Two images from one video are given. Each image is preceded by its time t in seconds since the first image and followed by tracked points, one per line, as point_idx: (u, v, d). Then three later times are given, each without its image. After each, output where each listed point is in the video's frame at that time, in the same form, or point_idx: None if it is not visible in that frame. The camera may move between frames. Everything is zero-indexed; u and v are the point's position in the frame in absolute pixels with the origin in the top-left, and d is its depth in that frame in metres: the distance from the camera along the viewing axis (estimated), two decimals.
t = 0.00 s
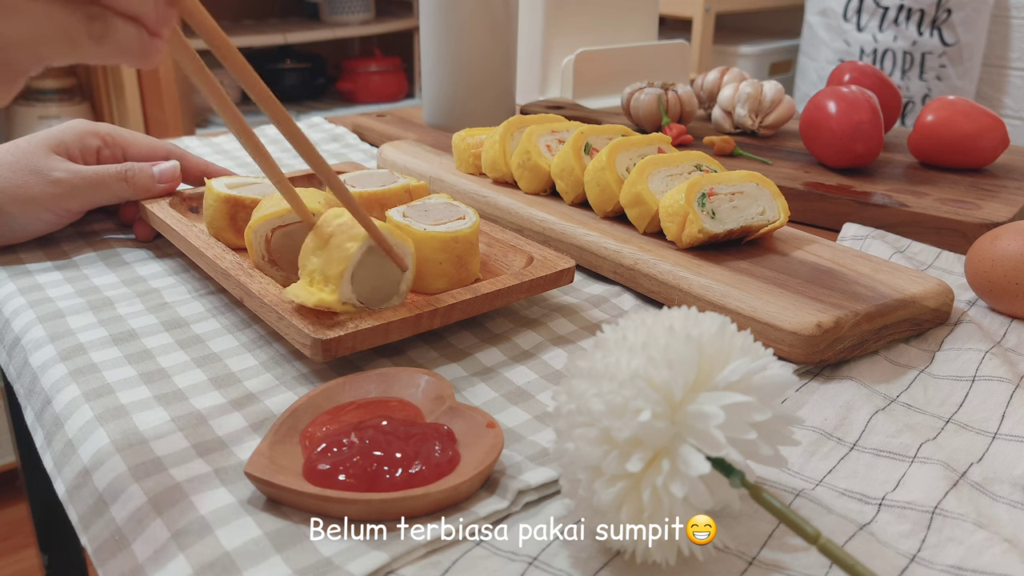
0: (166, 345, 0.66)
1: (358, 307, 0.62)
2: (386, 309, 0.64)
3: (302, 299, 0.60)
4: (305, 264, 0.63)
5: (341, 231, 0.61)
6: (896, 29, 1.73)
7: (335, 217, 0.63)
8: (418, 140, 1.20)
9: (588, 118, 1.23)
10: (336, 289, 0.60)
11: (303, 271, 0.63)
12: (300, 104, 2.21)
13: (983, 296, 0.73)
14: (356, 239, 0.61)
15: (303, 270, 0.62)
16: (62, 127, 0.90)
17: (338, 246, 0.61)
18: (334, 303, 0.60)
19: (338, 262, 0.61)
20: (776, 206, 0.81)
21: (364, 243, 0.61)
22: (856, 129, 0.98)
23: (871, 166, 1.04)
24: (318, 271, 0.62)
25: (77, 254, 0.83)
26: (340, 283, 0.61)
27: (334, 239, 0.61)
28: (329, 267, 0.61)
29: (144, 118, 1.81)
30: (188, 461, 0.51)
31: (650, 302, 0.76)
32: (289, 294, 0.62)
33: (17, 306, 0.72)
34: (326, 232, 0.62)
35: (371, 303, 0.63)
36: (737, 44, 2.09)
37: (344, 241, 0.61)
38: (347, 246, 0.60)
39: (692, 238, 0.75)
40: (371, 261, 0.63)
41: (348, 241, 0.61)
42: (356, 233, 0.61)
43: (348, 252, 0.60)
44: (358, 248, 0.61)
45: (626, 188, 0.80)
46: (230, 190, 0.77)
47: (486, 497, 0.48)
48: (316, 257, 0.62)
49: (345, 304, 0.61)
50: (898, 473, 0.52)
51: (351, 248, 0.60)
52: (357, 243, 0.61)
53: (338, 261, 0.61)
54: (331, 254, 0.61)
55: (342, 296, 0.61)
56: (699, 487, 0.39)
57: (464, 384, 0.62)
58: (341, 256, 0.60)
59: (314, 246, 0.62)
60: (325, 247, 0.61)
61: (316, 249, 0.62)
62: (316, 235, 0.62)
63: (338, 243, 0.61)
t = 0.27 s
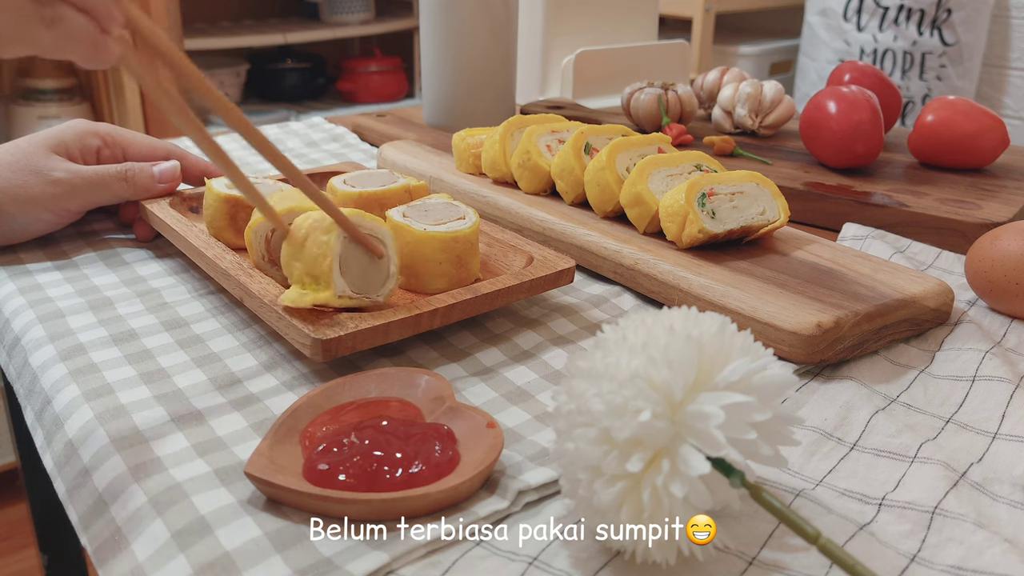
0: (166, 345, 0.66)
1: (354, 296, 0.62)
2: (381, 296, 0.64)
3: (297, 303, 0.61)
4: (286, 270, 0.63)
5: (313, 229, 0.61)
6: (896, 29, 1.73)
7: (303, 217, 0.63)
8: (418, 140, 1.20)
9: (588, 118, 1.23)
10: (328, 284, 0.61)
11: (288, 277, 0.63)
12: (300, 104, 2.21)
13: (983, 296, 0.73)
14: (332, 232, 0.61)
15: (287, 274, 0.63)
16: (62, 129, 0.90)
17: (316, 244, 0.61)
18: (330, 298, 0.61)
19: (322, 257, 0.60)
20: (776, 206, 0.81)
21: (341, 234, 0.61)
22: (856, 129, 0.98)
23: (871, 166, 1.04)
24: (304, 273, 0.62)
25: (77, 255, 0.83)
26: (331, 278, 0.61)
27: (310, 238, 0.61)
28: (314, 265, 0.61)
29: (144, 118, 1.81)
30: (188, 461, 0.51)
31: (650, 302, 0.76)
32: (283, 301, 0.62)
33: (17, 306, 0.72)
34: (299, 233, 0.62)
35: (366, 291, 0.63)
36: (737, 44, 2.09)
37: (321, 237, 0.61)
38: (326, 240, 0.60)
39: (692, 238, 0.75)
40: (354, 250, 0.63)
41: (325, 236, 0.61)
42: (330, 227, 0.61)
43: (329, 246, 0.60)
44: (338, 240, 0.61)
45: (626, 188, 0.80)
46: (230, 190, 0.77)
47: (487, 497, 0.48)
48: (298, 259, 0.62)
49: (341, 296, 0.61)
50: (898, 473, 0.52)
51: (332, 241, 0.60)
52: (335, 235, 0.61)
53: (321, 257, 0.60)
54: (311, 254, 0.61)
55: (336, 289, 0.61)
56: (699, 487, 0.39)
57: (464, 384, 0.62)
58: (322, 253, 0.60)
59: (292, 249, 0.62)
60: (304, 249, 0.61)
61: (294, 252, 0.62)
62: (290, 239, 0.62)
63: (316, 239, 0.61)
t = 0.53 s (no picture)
0: (166, 345, 0.66)
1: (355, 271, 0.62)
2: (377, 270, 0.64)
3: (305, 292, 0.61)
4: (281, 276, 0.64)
5: (295, 225, 0.62)
6: (896, 29, 1.73)
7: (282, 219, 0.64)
8: (418, 140, 1.20)
9: (588, 118, 1.23)
10: (328, 263, 0.61)
11: (287, 279, 0.63)
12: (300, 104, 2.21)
13: (983, 296, 0.73)
14: (314, 217, 0.62)
15: (283, 274, 0.63)
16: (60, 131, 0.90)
17: (303, 234, 0.62)
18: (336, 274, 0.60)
19: (313, 240, 0.61)
20: (776, 206, 0.81)
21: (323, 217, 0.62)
22: (856, 129, 0.98)
23: (871, 166, 1.04)
24: (301, 267, 0.62)
25: (77, 254, 0.83)
26: (328, 256, 0.61)
27: (295, 232, 0.62)
28: (307, 254, 0.61)
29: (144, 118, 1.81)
30: (189, 461, 0.51)
31: (650, 302, 0.76)
32: (290, 295, 0.62)
33: (17, 306, 0.72)
34: (285, 232, 0.63)
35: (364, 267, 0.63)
36: (737, 44, 2.09)
37: (304, 225, 0.62)
38: (311, 225, 0.61)
39: (692, 238, 0.75)
40: (340, 234, 0.64)
41: (308, 224, 0.62)
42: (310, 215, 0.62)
43: (317, 229, 0.61)
44: (322, 224, 0.62)
45: (626, 188, 0.80)
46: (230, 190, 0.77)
47: (487, 497, 0.48)
48: (290, 256, 0.62)
49: (344, 272, 0.61)
50: (898, 473, 0.52)
51: (317, 224, 0.61)
52: (318, 219, 0.62)
53: (312, 240, 0.61)
54: (301, 245, 0.62)
55: (337, 266, 0.61)
56: (699, 487, 0.39)
57: (464, 384, 0.62)
58: (311, 238, 0.61)
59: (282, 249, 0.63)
60: (294, 245, 0.62)
61: (285, 252, 0.63)
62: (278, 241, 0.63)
63: (302, 228, 0.62)
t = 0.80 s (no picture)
0: (166, 345, 0.66)
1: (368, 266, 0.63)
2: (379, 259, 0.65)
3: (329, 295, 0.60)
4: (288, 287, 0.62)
5: (293, 235, 0.61)
6: (896, 29, 1.73)
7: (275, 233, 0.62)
8: (418, 140, 1.20)
9: (588, 118, 1.23)
10: (343, 263, 0.61)
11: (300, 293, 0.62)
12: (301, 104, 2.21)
13: (983, 296, 0.73)
14: (310, 223, 0.61)
15: (298, 286, 0.62)
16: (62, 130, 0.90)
17: (306, 243, 0.61)
18: (359, 271, 0.60)
19: (320, 245, 0.60)
20: (776, 206, 0.81)
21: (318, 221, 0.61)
22: (856, 129, 0.98)
23: (871, 166, 1.04)
24: (314, 276, 0.61)
25: (77, 255, 0.83)
26: (341, 257, 0.61)
27: (296, 243, 0.61)
28: (319, 261, 0.61)
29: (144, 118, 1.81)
30: (189, 461, 0.51)
31: (650, 302, 0.76)
32: (314, 304, 0.61)
33: (17, 306, 0.72)
34: (284, 244, 0.61)
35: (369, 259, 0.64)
36: (737, 44, 2.09)
37: (302, 233, 0.61)
38: (313, 231, 0.60)
39: (692, 238, 0.76)
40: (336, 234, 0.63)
41: (306, 231, 0.60)
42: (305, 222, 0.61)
43: (319, 233, 0.61)
44: (321, 227, 0.61)
45: (626, 188, 0.80)
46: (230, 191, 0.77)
47: (487, 497, 0.48)
48: (297, 266, 0.61)
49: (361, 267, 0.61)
50: (898, 473, 0.52)
51: (316, 228, 0.61)
52: (316, 224, 0.61)
53: (320, 245, 0.60)
54: (309, 253, 0.61)
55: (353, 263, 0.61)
56: (699, 487, 0.39)
57: (464, 384, 0.62)
58: (319, 244, 0.60)
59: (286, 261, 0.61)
60: (301, 256, 0.61)
61: (290, 265, 0.61)
62: (278, 255, 0.61)
63: (304, 236, 0.61)
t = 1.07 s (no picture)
0: (166, 345, 0.66)
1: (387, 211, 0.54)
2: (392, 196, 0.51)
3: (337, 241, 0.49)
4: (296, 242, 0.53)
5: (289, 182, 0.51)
6: (896, 29, 1.73)
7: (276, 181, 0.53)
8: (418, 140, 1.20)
9: (588, 118, 1.23)
10: (343, 204, 0.49)
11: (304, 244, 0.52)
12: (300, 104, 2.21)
13: (983, 296, 0.73)
14: (307, 167, 0.50)
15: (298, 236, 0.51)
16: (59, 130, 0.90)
17: (303, 188, 0.50)
18: (363, 213, 0.48)
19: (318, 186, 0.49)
20: (776, 206, 0.81)
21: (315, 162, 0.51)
22: (856, 129, 0.98)
23: (871, 166, 1.04)
24: (316, 223, 0.51)
25: (77, 254, 0.83)
26: (341, 198, 0.49)
27: (293, 188, 0.51)
28: (318, 207, 0.50)
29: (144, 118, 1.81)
30: (189, 461, 0.51)
31: (650, 302, 0.76)
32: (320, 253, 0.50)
33: (17, 306, 0.72)
34: (283, 192, 0.52)
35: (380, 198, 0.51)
36: (737, 44, 2.09)
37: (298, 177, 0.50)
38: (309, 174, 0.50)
39: (692, 238, 0.76)
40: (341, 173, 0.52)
41: (302, 176, 0.50)
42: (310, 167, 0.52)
43: (315, 176, 0.50)
44: (319, 171, 0.50)
45: (626, 188, 0.80)
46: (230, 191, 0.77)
47: (487, 497, 0.48)
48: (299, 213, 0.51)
49: (365, 209, 0.49)
50: (898, 473, 0.52)
51: (313, 172, 0.50)
52: (313, 166, 0.51)
53: (317, 188, 0.50)
54: (307, 199, 0.51)
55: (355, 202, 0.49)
56: (699, 487, 0.39)
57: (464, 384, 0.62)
58: (317, 186, 0.50)
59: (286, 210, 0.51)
60: (301, 203, 0.51)
61: (290, 214, 0.52)
62: (278, 203, 0.52)
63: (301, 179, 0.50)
